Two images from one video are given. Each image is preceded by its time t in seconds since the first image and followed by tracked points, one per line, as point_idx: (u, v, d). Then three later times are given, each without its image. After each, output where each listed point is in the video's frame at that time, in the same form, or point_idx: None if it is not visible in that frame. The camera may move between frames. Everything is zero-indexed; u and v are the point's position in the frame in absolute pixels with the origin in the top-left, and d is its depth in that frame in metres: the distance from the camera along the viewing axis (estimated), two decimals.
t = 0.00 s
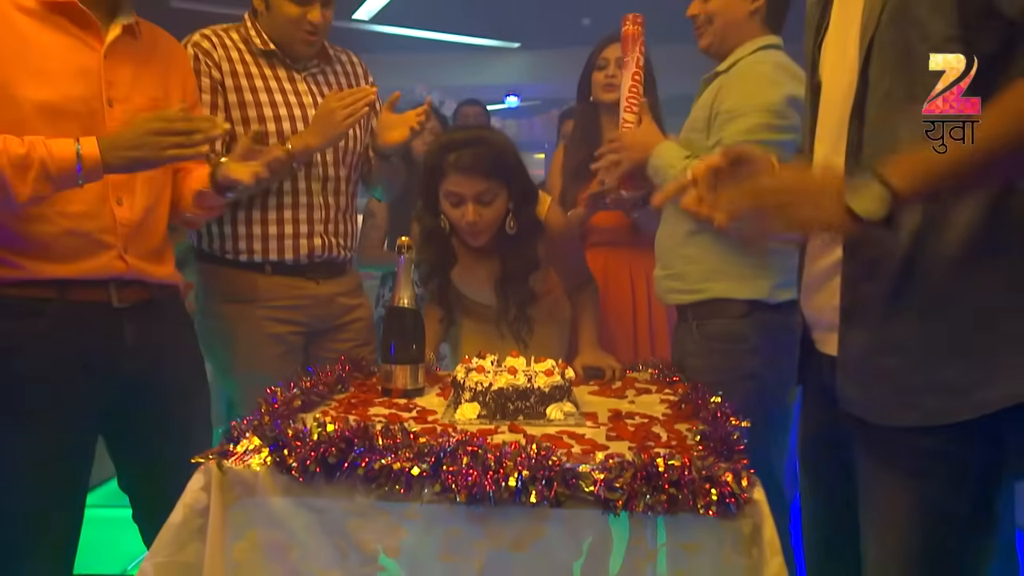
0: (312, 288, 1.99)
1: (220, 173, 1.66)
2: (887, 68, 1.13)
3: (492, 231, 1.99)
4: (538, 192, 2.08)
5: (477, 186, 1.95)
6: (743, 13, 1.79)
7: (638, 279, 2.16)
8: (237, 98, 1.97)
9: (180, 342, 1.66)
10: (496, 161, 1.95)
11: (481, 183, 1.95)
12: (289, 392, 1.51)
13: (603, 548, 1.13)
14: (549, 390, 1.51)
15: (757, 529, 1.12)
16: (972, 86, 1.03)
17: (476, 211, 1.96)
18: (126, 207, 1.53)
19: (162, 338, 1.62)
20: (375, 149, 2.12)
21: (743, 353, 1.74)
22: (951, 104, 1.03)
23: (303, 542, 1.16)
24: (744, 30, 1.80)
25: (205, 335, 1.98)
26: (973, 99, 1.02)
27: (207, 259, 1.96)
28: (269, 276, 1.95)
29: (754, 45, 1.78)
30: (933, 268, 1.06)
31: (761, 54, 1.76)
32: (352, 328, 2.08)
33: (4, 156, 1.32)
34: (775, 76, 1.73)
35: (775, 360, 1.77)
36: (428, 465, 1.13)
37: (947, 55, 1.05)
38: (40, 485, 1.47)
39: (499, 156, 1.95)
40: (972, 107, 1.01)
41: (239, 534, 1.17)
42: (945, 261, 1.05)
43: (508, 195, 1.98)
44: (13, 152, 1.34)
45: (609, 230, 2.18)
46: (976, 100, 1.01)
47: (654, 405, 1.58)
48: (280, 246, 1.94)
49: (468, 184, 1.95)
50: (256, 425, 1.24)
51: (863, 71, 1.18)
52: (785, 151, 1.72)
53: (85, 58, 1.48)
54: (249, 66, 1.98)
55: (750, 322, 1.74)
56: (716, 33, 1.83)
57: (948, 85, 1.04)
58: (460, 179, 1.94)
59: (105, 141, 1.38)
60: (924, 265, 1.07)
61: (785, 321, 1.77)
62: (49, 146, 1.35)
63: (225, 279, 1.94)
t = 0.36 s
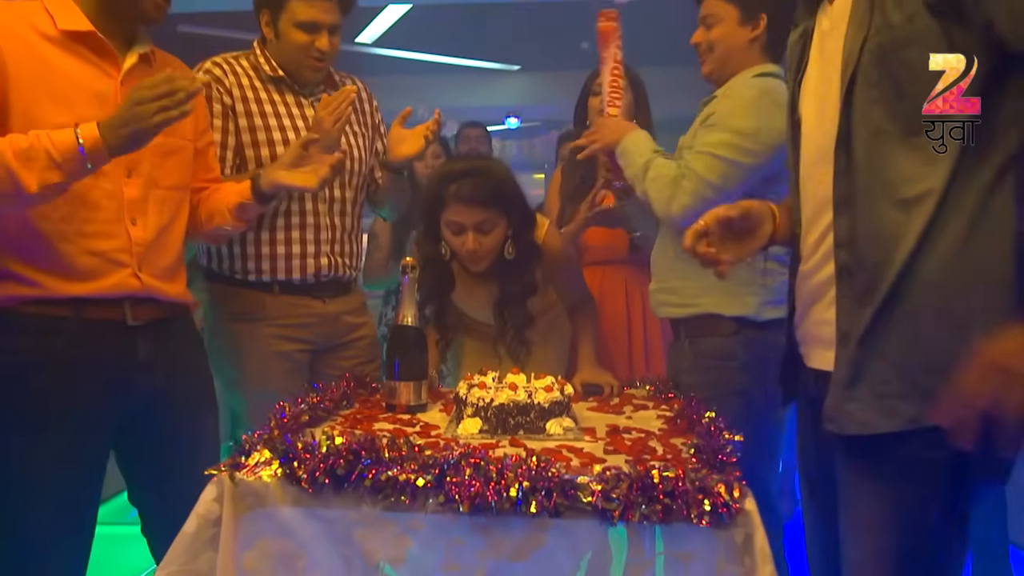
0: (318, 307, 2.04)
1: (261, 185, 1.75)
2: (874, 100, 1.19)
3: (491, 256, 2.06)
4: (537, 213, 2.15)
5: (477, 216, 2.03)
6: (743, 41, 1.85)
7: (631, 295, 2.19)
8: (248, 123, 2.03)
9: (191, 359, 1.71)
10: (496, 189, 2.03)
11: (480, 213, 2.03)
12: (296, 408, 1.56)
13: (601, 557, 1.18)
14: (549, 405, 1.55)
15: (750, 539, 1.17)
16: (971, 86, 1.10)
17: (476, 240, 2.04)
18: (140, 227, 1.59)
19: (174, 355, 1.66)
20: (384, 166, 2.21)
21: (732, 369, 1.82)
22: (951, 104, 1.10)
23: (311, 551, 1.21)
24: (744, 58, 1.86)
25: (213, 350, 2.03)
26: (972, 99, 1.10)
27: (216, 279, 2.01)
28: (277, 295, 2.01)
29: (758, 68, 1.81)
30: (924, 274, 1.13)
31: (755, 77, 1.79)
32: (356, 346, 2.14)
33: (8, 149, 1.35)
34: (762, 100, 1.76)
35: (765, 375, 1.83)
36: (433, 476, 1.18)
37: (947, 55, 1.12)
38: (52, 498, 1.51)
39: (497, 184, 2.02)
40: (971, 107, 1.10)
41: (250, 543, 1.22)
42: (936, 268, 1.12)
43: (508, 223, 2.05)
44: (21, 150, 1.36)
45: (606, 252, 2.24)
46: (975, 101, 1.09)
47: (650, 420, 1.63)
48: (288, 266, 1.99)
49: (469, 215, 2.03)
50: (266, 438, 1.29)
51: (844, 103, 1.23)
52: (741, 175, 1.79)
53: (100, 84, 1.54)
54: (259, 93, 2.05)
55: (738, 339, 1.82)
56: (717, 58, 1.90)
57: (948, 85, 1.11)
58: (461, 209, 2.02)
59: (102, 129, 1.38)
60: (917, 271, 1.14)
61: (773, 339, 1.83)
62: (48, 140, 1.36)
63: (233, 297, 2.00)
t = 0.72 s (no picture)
0: (325, 323, 2.10)
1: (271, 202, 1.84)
2: (861, 134, 1.25)
3: (491, 280, 2.10)
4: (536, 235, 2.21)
5: (477, 242, 2.07)
6: (743, 67, 1.93)
7: (629, 314, 2.27)
8: (257, 145, 2.10)
9: (202, 375, 1.76)
10: (495, 216, 2.08)
11: (480, 239, 2.07)
12: (304, 422, 1.61)
13: (599, 564, 1.22)
14: (549, 419, 1.60)
15: (742, 548, 1.21)
16: (970, 87, 1.17)
17: (477, 265, 2.09)
18: (154, 247, 1.65)
19: (187, 371, 1.72)
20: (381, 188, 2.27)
21: (722, 385, 1.88)
22: (951, 104, 1.18)
23: (318, 560, 1.26)
24: (744, 82, 1.94)
25: (220, 366, 2.11)
26: (971, 100, 1.17)
27: (224, 297, 2.07)
28: (284, 312, 2.06)
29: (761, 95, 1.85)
30: (909, 278, 1.20)
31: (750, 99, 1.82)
32: (361, 363, 2.19)
33: (35, 168, 1.39)
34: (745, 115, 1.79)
35: (758, 389, 1.90)
36: (437, 487, 1.22)
37: (947, 55, 1.18)
38: (67, 509, 1.56)
39: (499, 212, 2.08)
40: (971, 108, 1.17)
41: (260, 552, 1.27)
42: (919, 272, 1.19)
43: (508, 247, 2.10)
44: (43, 168, 1.40)
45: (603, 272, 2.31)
46: (974, 101, 1.17)
47: (647, 434, 1.68)
48: (296, 283, 2.05)
49: (470, 241, 2.08)
50: (276, 450, 1.33)
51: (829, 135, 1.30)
52: (705, 180, 1.79)
53: (119, 110, 1.61)
54: (268, 116, 2.12)
55: (728, 354, 1.89)
56: (718, 82, 1.98)
57: (948, 85, 1.18)
58: (463, 236, 2.07)
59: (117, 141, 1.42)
60: (901, 276, 1.20)
61: (763, 356, 1.89)
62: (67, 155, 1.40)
63: (242, 314, 2.06)
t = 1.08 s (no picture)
0: (330, 340, 2.15)
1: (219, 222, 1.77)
2: (856, 157, 1.31)
3: (492, 298, 2.15)
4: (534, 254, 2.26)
5: (478, 264, 2.11)
6: (742, 91, 1.99)
7: (626, 331, 2.33)
8: (264, 166, 2.16)
9: (211, 391, 1.81)
10: (495, 240, 2.10)
11: (479, 260, 2.10)
12: (310, 436, 1.66)
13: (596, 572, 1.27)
14: (547, 433, 1.65)
15: (733, 557, 1.26)
16: (971, 86, 1.18)
17: (478, 285, 2.12)
18: (170, 266, 1.70)
19: (196, 386, 1.77)
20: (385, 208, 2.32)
21: (711, 401, 1.93)
22: (951, 104, 1.21)
23: (324, 568, 1.31)
24: (743, 105, 2.00)
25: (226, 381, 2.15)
26: (971, 100, 1.20)
27: (231, 313, 2.12)
28: (290, 328, 2.11)
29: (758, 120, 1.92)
30: (911, 284, 1.26)
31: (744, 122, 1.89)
32: (364, 378, 2.24)
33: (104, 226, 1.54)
34: (734, 134, 1.86)
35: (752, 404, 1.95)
36: (440, 497, 1.27)
37: (946, 55, 1.19)
38: (80, 521, 1.61)
39: (499, 237, 2.08)
40: (971, 107, 1.21)
41: (268, 560, 1.31)
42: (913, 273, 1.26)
43: (507, 267, 2.15)
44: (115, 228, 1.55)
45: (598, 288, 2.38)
46: (974, 100, 1.21)
47: (644, 447, 1.72)
48: (301, 301, 2.11)
49: (471, 263, 2.11)
50: (283, 462, 1.38)
51: (825, 159, 1.35)
52: (685, 192, 1.86)
53: (139, 137, 1.68)
54: (275, 137, 2.18)
55: (718, 371, 1.94)
56: (719, 104, 2.04)
57: (948, 85, 1.20)
58: (463, 259, 2.09)
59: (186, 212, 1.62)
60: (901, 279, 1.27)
61: (754, 370, 1.94)
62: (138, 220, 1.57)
63: (249, 331, 2.11)
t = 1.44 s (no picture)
0: (333, 355, 2.20)
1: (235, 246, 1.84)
2: (854, 183, 1.36)
3: (492, 312, 2.20)
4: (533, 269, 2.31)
5: (478, 280, 2.17)
6: (737, 114, 2.06)
7: (623, 346, 2.37)
8: (270, 186, 2.21)
9: (219, 405, 1.85)
10: (495, 258, 2.15)
11: (479, 278, 2.17)
12: (314, 448, 1.70)
13: None
14: (546, 446, 1.69)
15: (725, 565, 1.30)
16: (971, 87, 1.22)
17: (478, 301, 2.18)
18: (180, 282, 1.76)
19: (205, 401, 1.81)
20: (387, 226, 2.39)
21: (704, 416, 1.98)
22: (951, 104, 1.24)
23: None
24: (738, 128, 2.06)
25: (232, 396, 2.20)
26: (971, 100, 1.23)
27: (237, 329, 2.18)
28: (295, 344, 2.16)
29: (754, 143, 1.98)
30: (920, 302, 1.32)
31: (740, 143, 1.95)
32: (366, 393, 2.29)
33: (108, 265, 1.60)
34: (728, 154, 1.91)
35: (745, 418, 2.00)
36: (442, 506, 1.31)
37: (947, 56, 1.24)
38: (92, 533, 1.65)
39: (498, 254, 2.15)
40: (971, 107, 1.24)
41: (276, 568, 1.36)
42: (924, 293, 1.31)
43: (507, 282, 2.20)
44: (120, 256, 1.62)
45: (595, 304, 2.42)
46: (974, 100, 1.23)
47: (640, 460, 1.77)
48: (305, 317, 2.17)
49: (471, 279, 2.17)
50: (290, 473, 1.42)
51: (824, 186, 1.40)
52: (671, 203, 1.93)
53: (149, 157, 1.74)
54: (281, 158, 2.24)
55: (710, 387, 1.99)
56: (715, 127, 2.11)
57: (948, 85, 1.24)
58: (462, 275, 2.16)
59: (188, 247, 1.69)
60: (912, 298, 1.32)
61: (745, 385, 2.00)
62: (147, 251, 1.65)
63: (254, 347, 2.16)
